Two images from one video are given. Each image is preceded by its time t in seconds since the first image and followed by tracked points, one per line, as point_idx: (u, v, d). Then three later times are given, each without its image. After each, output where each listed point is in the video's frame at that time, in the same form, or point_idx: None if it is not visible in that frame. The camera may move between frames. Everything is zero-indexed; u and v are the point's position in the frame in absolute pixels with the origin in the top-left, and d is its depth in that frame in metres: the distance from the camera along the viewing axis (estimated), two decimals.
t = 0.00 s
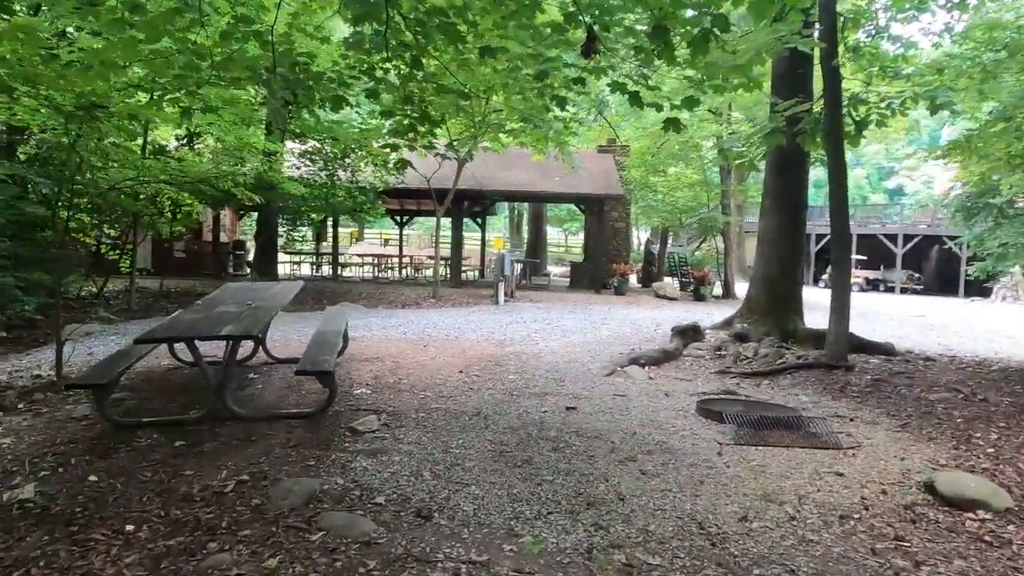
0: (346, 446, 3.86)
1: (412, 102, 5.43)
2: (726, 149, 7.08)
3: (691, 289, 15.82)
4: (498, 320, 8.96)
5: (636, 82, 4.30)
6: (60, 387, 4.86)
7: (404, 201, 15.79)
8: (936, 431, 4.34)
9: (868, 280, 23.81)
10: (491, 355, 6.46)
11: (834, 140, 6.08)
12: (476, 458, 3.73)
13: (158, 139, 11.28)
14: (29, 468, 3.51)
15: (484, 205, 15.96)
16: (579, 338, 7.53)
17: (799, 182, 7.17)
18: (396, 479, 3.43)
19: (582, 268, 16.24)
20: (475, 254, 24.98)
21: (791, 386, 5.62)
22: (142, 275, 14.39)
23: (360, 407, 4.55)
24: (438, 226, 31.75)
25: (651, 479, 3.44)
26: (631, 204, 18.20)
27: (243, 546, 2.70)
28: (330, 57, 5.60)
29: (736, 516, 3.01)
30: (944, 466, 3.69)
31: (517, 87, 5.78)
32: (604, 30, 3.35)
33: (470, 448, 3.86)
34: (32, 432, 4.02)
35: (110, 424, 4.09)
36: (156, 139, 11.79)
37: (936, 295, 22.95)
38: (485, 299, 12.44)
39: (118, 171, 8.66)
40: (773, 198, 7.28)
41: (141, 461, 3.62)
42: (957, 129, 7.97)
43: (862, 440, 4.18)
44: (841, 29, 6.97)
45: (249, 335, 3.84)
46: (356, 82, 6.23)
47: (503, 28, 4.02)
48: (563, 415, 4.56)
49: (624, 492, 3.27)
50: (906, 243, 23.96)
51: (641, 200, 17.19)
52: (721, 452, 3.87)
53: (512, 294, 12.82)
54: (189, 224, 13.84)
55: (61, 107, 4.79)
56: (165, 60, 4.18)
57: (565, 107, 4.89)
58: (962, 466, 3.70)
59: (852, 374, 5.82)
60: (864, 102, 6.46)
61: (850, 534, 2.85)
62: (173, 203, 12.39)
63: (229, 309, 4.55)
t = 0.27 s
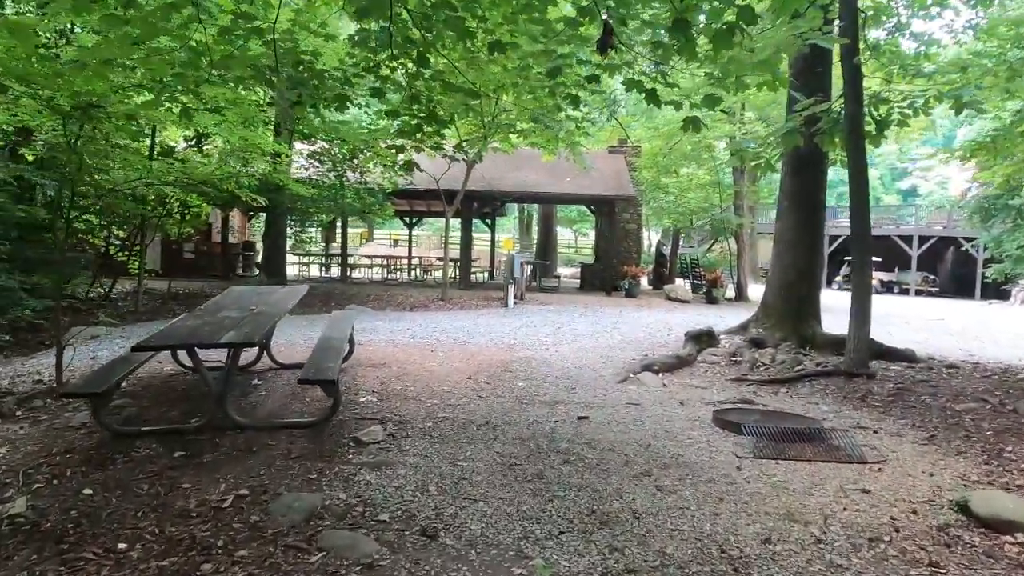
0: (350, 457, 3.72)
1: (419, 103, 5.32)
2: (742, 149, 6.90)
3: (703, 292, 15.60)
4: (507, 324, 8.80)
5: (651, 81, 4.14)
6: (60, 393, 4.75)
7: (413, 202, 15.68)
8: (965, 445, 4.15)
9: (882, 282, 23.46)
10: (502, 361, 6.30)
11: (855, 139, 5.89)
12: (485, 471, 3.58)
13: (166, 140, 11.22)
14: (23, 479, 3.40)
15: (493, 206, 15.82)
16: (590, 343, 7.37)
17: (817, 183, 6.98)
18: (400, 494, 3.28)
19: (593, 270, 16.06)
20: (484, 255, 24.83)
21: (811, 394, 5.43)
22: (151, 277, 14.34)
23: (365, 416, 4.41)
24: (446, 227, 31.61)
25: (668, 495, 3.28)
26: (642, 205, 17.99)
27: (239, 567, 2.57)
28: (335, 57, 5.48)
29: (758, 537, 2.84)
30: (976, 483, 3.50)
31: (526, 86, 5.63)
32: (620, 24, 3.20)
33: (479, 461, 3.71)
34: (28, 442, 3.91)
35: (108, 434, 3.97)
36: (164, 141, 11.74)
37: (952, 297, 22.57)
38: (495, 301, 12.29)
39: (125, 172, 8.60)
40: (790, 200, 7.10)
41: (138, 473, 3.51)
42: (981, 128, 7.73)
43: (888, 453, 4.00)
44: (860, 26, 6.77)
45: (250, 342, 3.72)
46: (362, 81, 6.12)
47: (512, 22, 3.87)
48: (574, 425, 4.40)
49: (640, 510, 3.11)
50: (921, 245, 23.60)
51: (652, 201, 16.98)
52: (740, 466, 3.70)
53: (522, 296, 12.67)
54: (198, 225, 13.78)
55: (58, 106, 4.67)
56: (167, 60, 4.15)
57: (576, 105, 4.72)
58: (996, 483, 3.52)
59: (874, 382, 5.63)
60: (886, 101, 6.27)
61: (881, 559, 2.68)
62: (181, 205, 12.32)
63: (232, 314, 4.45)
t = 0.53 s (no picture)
0: (346, 463, 3.57)
1: (421, 98, 5.21)
2: (754, 145, 6.72)
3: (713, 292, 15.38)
4: (514, 325, 8.64)
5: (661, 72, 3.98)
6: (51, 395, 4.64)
7: (420, 202, 15.54)
8: (990, 453, 3.95)
9: (896, 283, 23.10)
10: (507, 363, 6.13)
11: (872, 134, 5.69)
12: (485, 479, 3.42)
13: (171, 139, 11.16)
14: (6, 484, 3.28)
15: (501, 206, 15.65)
16: (597, 344, 7.21)
17: (833, 180, 6.78)
18: (396, 502, 3.13)
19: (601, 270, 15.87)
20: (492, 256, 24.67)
21: (826, 399, 5.24)
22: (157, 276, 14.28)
23: (362, 420, 4.26)
24: (454, 227, 31.48)
25: (677, 506, 3.11)
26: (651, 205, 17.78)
27: None
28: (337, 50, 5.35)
29: (773, 552, 2.67)
30: (1005, 495, 3.31)
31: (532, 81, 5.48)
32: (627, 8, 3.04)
33: (480, 468, 3.55)
34: (15, 445, 3.79)
35: (97, 437, 3.85)
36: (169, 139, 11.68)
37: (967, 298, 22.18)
38: (502, 302, 12.13)
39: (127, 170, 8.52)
40: (803, 199, 6.90)
41: (125, 478, 3.38)
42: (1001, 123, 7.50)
43: (908, 462, 3.81)
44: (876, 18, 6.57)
45: (243, 343, 3.59)
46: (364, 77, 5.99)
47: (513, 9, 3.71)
48: (580, 429, 4.24)
49: (647, 522, 2.94)
50: (936, 245, 23.22)
51: (661, 201, 16.77)
52: (754, 475, 3.53)
53: (529, 297, 12.52)
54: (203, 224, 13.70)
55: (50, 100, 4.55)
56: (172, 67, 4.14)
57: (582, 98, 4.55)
58: None
59: (891, 386, 5.43)
60: (903, 95, 6.08)
61: None
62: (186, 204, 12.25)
63: (228, 313, 4.32)
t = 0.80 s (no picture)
0: (332, 473, 3.40)
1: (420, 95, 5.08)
2: (764, 143, 6.52)
3: (723, 294, 15.14)
4: (517, 327, 8.47)
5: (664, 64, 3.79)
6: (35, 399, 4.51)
7: (425, 202, 15.40)
8: (1016, 466, 3.73)
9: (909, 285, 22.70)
10: (508, 367, 5.95)
11: (888, 130, 5.47)
12: (478, 491, 3.24)
13: (173, 138, 11.08)
14: None
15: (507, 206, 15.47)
16: (602, 347, 7.03)
17: (846, 178, 6.56)
18: (380, 517, 2.96)
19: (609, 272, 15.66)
20: (500, 256, 24.48)
21: (839, 406, 5.03)
22: (162, 277, 14.22)
23: (353, 427, 4.09)
24: (462, 227, 31.35)
25: (680, 523, 2.92)
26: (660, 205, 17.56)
27: None
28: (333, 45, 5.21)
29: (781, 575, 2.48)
30: None
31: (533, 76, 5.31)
32: None
33: (473, 479, 3.38)
34: None
35: (77, 444, 3.71)
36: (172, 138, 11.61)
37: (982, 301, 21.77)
38: (507, 303, 11.95)
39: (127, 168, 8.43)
40: (816, 198, 6.69)
41: (101, 489, 3.23)
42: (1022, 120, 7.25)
43: (927, 475, 3.60)
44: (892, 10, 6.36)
45: (227, 346, 3.43)
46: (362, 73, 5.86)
47: None
48: (580, 438, 4.05)
49: (647, 541, 2.75)
50: (950, 247, 22.81)
51: (670, 201, 16.54)
52: (762, 489, 3.34)
53: (535, 298, 12.35)
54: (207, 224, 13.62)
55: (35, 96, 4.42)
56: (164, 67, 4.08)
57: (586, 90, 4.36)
58: None
59: (907, 393, 5.22)
60: (920, 90, 5.87)
61: None
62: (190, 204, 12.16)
63: (216, 315, 4.18)
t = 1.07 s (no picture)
0: (312, 487, 3.24)
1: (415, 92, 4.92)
2: (771, 142, 6.32)
3: (730, 297, 14.91)
4: (519, 331, 8.29)
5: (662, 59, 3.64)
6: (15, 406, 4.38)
7: (429, 203, 15.25)
8: None
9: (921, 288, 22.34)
10: (505, 373, 5.77)
11: (900, 129, 5.25)
12: (464, 508, 3.08)
13: (174, 138, 11.00)
14: None
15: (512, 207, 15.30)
16: (605, 352, 6.86)
17: (856, 179, 6.36)
18: (359, 536, 2.79)
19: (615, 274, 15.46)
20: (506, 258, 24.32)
21: (848, 416, 4.83)
22: (164, 277, 14.15)
23: (340, 436, 3.93)
24: (468, 228, 31.21)
25: (676, 545, 2.74)
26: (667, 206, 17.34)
27: None
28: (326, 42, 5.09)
29: None
30: None
31: (530, 74, 5.16)
32: None
33: (461, 494, 3.21)
34: None
35: (51, 454, 3.58)
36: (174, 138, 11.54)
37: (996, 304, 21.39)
38: (510, 305, 11.78)
39: (125, 167, 8.36)
40: (826, 199, 6.48)
41: (69, 503, 3.08)
42: None
43: (942, 492, 3.40)
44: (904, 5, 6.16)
45: (204, 354, 3.29)
46: (356, 71, 5.74)
47: None
48: (575, 449, 3.88)
49: (640, 565, 2.57)
50: (963, 249, 22.44)
51: (677, 202, 16.32)
52: (766, 507, 3.15)
53: (538, 300, 12.17)
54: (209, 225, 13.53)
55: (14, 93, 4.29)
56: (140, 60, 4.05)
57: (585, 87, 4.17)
58: None
59: (920, 402, 5.01)
60: (934, 88, 5.66)
61: None
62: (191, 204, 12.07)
63: (199, 320, 4.03)
